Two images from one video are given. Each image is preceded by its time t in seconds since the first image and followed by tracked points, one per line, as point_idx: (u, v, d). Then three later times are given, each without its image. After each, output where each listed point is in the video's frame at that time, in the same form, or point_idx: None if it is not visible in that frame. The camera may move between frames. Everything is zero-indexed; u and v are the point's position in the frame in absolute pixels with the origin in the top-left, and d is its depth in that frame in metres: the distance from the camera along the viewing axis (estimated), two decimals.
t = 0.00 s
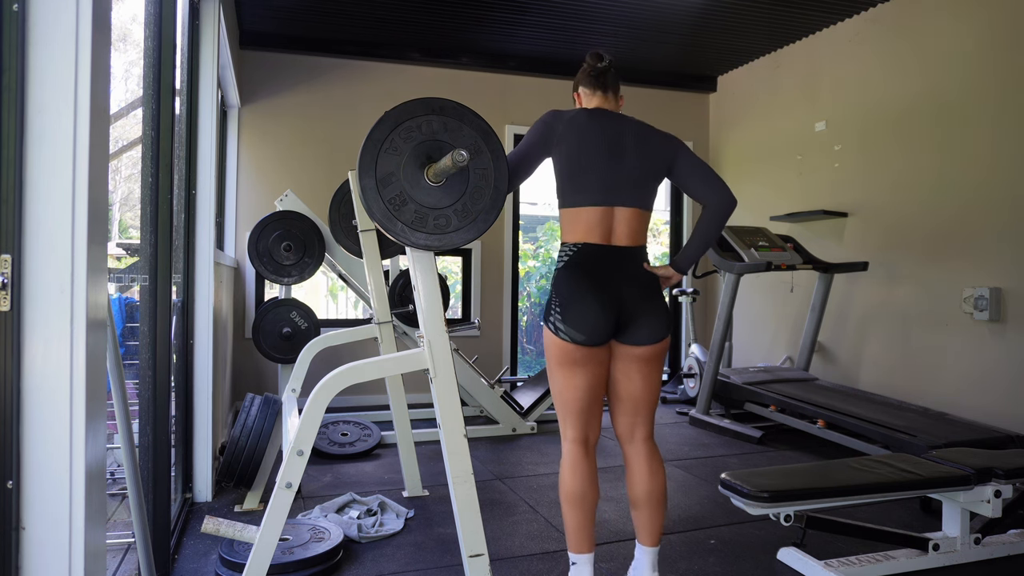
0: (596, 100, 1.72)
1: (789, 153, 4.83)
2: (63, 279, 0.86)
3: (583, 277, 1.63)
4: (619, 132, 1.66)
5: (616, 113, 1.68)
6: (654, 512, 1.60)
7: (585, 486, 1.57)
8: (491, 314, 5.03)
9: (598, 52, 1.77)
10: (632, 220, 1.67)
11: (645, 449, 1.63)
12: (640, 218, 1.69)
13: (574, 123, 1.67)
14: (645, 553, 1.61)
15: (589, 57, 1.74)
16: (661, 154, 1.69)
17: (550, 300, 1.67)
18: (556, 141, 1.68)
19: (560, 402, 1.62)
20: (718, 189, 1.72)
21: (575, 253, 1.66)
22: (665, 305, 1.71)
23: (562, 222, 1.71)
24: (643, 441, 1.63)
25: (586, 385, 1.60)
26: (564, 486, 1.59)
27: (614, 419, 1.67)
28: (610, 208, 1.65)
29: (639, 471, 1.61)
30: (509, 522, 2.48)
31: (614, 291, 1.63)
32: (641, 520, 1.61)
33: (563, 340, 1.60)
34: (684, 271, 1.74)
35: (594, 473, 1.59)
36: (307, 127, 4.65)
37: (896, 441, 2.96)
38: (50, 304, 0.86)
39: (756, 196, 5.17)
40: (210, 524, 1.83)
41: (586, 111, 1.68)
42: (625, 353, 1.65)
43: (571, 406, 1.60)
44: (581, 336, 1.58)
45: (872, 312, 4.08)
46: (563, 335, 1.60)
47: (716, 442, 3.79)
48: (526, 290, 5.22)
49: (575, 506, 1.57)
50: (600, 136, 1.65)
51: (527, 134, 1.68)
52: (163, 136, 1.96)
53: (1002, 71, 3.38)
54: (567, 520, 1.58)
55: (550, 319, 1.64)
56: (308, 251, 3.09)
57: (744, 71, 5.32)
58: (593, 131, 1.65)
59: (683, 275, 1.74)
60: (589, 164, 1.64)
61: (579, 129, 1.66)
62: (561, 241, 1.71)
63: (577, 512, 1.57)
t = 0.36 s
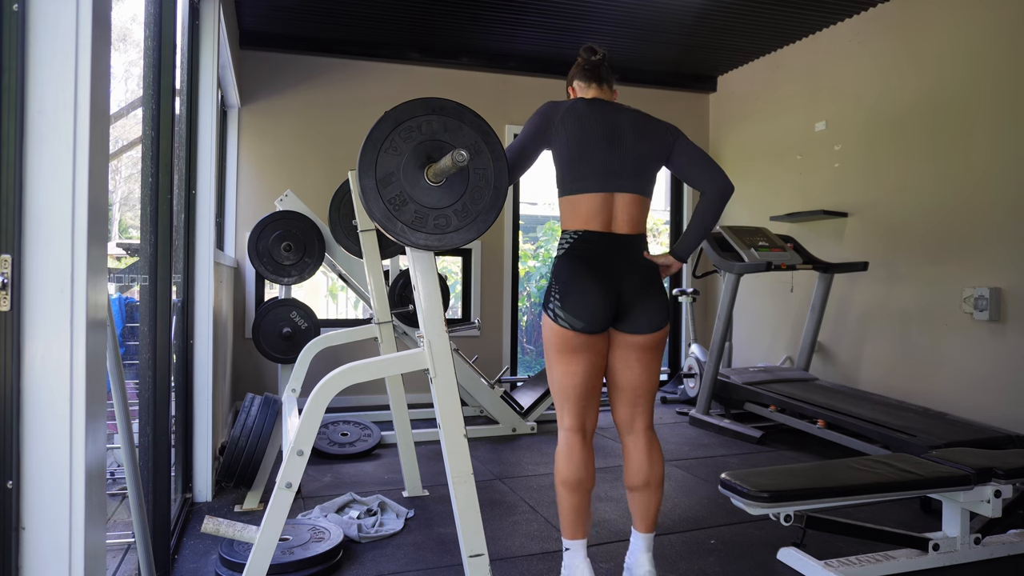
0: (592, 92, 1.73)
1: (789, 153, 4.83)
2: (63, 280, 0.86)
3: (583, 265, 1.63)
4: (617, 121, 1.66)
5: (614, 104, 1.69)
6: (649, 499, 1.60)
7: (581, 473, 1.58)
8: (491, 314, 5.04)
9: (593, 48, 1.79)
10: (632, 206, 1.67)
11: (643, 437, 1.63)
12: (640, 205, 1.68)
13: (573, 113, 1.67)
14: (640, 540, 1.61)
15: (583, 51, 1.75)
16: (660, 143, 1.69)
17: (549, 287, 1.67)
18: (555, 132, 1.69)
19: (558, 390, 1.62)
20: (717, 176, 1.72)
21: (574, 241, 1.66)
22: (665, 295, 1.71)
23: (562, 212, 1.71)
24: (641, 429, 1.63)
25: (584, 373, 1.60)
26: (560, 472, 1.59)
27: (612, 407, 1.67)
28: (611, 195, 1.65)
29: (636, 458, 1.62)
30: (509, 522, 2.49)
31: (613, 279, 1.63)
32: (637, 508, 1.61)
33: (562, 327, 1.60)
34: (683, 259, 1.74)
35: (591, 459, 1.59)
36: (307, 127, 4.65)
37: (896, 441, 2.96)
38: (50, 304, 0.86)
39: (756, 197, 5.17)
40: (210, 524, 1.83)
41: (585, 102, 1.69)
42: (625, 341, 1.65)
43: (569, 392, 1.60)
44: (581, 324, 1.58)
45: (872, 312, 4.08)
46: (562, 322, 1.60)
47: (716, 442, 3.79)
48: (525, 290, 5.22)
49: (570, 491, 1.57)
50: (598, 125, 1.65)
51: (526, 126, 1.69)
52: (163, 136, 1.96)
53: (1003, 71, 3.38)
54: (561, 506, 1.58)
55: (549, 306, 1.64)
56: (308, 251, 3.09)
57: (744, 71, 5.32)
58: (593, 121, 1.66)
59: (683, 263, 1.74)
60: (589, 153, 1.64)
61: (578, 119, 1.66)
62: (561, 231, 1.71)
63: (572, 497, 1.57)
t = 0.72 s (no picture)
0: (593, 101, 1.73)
1: (789, 153, 4.83)
2: (63, 281, 0.86)
3: (584, 275, 1.63)
4: (619, 130, 1.65)
5: (617, 112, 1.68)
6: (654, 507, 1.60)
7: (585, 481, 1.57)
8: (491, 314, 5.03)
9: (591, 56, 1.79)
10: (632, 218, 1.67)
11: (645, 444, 1.63)
12: (640, 216, 1.69)
13: (575, 121, 1.67)
14: (645, 549, 1.61)
15: (583, 60, 1.76)
16: (661, 152, 1.69)
17: (550, 297, 1.66)
18: (557, 140, 1.68)
19: (561, 399, 1.62)
20: (716, 187, 1.72)
21: (575, 250, 1.66)
22: (665, 303, 1.71)
23: (561, 219, 1.71)
24: (643, 436, 1.63)
25: (587, 381, 1.60)
26: (564, 481, 1.59)
27: (614, 415, 1.67)
28: (611, 206, 1.65)
29: (639, 466, 1.62)
30: (509, 522, 2.49)
31: (615, 288, 1.63)
32: (641, 516, 1.61)
33: (564, 336, 1.60)
34: (682, 267, 1.74)
35: (594, 468, 1.59)
36: (307, 126, 4.65)
37: (896, 441, 2.96)
38: (50, 305, 0.86)
39: (756, 197, 5.17)
40: (210, 524, 1.83)
41: (587, 110, 1.68)
42: (626, 349, 1.65)
43: (572, 402, 1.60)
44: (583, 333, 1.58)
45: (873, 312, 4.08)
46: (564, 332, 1.60)
47: (716, 442, 3.79)
48: (526, 290, 5.22)
49: (575, 501, 1.57)
50: (601, 134, 1.65)
51: (528, 133, 1.68)
52: (163, 136, 1.96)
53: (1003, 71, 3.37)
54: (566, 514, 1.58)
55: (551, 316, 1.64)
56: (308, 251, 3.09)
57: (744, 71, 5.32)
58: (595, 129, 1.65)
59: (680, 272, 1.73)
60: (591, 162, 1.64)
61: (581, 127, 1.66)
62: (560, 238, 1.71)
63: (577, 507, 1.57)
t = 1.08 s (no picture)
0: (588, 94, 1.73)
1: (789, 153, 4.83)
2: (62, 281, 0.86)
3: (580, 265, 1.62)
4: (615, 122, 1.66)
5: (612, 103, 1.69)
6: (649, 496, 1.60)
7: (580, 469, 1.58)
8: (491, 314, 5.03)
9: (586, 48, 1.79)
10: (628, 206, 1.67)
11: (642, 434, 1.63)
12: (635, 204, 1.69)
13: (572, 112, 1.67)
14: (641, 537, 1.62)
15: (578, 52, 1.76)
16: (656, 143, 1.69)
17: (547, 287, 1.66)
18: (554, 131, 1.68)
19: (557, 390, 1.62)
20: (711, 176, 1.72)
21: (571, 241, 1.65)
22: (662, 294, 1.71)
23: (558, 211, 1.71)
24: (640, 426, 1.63)
25: (583, 371, 1.60)
26: (559, 469, 1.59)
27: (611, 404, 1.67)
28: (607, 196, 1.65)
29: (636, 456, 1.62)
30: (510, 522, 2.49)
31: (611, 278, 1.63)
32: (637, 504, 1.61)
33: (561, 327, 1.60)
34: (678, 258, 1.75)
35: (590, 456, 1.60)
36: (307, 127, 4.65)
37: (896, 441, 2.96)
38: (50, 305, 0.86)
39: (756, 196, 5.17)
40: (210, 524, 1.83)
41: (584, 101, 1.69)
42: (622, 340, 1.65)
43: (568, 391, 1.60)
44: (580, 323, 1.58)
45: (873, 313, 4.08)
46: (561, 322, 1.59)
47: (716, 442, 3.79)
48: (525, 290, 5.22)
49: (569, 489, 1.58)
50: (597, 126, 1.65)
51: (524, 125, 1.68)
52: (163, 136, 1.96)
53: (1003, 70, 3.37)
54: (561, 503, 1.59)
55: (547, 306, 1.64)
56: (308, 251, 3.09)
57: (744, 71, 5.32)
58: (591, 120, 1.66)
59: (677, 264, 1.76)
60: (587, 153, 1.64)
61: (577, 118, 1.66)
62: (557, 230, 1.71)
63: (571, 494, 1.57)
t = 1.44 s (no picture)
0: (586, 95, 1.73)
1: (789, 153, 4.83)
2: (63, 281, 0.86)
3: (581, 268, 1.62)
4: (616, 124, 1.66)
5: (612, 106, 1.69)
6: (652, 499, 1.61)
7: (582, 473, 1.58)
8: (491, 314, 5.03)
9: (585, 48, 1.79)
10: (628, 208, 1.67)
11: (643, 437, 1.63)
12: (635, 206, 1.69)
13: (572, 114, 1.67)
14: (644, 540, 1.62)
15: (577, 53, 1.76)
16: (656, 145, 1.69)
17: (548, 289, 1.66)
18: (555, 133, 1.68)
19: (558, 393, 1.62)
20: (711, 178, 1.72)
21: (572, 243, 1.65)
22: (663, 295, 1.71)
23: (559, 213, 1.71)
24: (642, 429, 1.63)
25: (583, 374, 1.60)
26: (561, 473, 1.59)
27: (612, 407, 1.67)
28: (607, 198, 1.65)
29: (638, 459, 1.62)
30: (509, 522, 2.49)
31: (612, 280, 1.63)
32: (639, 507, 1.62)
33: (562, 329, 1.60)
34: (678, 260, 1.75)
35: (591, 460, 1.60)
36: (307, 126, 4.65)
37: (896, 441, 2.96)
38: (50, 304, 0.86)
39: (756, 197, 5.17)
40: (210, 524, 1.83)
41: (584, 103, 1.69)
42: (624, 342, 1.65)
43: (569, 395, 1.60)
44: (581, 325, 1.58)
45: (873, 313, 4.08)
46: (562, 325, 1.59)
47: (716, 442, 3.79)
48: (525, 290, 5.22)
49: (571, 493, 1.58)
50: (597, 128, 1.65)
51: (525, 125, 1.68)
52: (163, 136, 1.96)
53: (1004, 71, 3.37)
54: (563, 507, 1.59)
55: (548, 309, 1.64)
56: (308, 251, 3.09)
57: (744, 71, 5.32)
58: (591, 122, 1.66)
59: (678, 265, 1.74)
60: (588, 154, 1.64)
61: (577, 120, 1.66)
62: (557, 232, 1.71)
63: (573, 498, 1.57)
